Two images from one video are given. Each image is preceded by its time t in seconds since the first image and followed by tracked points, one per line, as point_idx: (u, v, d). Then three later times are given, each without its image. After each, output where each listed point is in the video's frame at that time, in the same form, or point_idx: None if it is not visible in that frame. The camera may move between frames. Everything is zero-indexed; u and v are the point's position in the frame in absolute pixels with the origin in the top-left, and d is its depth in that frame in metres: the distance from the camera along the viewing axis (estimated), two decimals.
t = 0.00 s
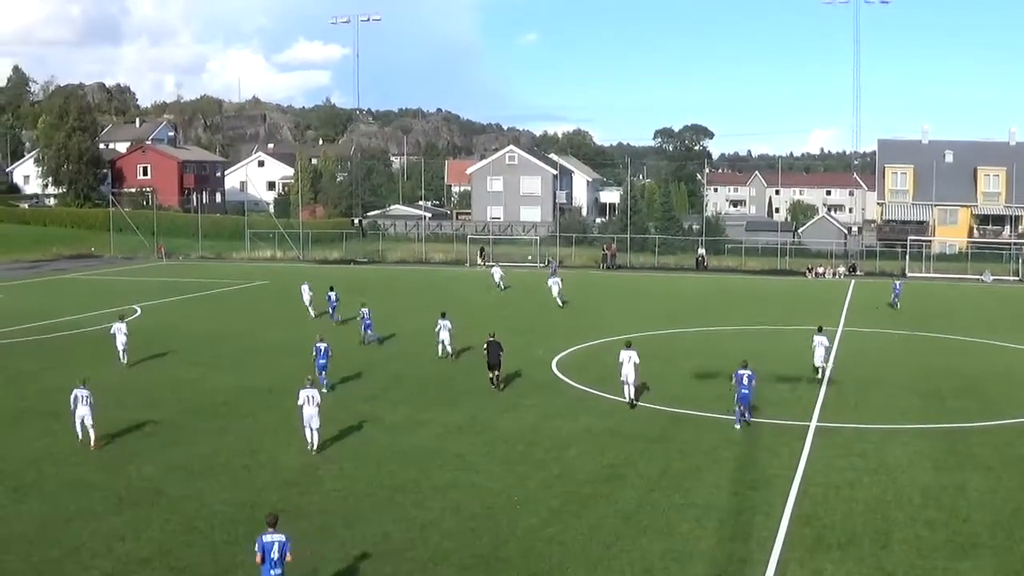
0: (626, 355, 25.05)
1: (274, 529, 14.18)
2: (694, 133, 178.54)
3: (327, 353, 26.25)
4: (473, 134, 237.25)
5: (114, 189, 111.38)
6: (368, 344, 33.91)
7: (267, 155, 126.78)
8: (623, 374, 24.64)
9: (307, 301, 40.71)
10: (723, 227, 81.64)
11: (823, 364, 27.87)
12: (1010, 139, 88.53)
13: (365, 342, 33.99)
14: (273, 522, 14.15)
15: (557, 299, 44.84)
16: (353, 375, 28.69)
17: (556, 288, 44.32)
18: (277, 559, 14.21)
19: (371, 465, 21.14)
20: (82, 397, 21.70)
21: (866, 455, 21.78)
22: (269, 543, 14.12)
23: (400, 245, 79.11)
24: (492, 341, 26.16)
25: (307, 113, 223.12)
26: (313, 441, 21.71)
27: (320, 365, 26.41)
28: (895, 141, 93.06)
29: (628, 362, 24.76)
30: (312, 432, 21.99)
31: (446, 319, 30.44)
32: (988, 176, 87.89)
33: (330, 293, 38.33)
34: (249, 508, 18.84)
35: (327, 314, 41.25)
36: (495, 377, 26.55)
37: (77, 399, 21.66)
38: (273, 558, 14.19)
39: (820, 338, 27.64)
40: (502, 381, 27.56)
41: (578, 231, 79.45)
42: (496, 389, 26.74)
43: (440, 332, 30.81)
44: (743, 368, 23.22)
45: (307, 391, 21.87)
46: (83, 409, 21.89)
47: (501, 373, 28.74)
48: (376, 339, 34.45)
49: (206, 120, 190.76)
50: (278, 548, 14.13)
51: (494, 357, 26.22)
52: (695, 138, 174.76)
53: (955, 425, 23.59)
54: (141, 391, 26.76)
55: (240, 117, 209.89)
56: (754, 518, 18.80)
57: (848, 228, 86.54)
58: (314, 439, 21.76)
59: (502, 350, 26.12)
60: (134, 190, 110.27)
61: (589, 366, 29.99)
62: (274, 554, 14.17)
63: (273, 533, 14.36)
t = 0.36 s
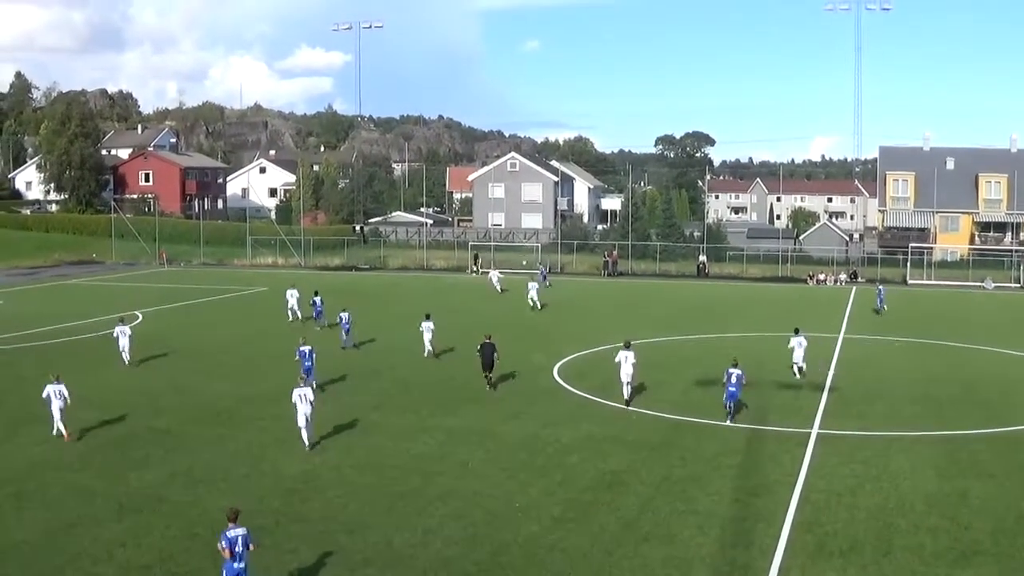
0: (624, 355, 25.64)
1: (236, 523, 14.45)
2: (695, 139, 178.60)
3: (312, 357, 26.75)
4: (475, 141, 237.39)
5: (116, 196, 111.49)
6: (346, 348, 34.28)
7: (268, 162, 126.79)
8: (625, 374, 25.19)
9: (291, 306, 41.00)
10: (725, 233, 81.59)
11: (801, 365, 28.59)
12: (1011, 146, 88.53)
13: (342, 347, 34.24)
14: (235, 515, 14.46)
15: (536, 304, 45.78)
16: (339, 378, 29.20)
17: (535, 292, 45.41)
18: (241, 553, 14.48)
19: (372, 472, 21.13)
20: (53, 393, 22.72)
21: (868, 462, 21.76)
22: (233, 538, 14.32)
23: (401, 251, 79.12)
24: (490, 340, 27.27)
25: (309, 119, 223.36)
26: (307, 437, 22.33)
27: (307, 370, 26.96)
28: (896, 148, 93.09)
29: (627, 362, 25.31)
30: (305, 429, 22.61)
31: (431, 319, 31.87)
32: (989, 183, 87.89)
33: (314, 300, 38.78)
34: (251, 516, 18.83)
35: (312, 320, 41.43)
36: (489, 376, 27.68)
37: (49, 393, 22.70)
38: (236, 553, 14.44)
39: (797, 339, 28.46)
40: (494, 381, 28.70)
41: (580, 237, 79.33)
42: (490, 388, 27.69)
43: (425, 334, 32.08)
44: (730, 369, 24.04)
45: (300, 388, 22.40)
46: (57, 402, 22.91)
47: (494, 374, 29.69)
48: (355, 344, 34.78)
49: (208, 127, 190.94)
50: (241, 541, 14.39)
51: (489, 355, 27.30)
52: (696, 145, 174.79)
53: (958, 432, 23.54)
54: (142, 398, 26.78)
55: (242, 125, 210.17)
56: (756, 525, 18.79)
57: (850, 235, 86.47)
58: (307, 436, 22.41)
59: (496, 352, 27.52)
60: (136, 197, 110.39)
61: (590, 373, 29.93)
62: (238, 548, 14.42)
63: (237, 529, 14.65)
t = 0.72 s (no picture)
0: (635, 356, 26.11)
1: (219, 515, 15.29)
2: (708, 146, 178.41)
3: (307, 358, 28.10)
4: (488, 147, 237.38)
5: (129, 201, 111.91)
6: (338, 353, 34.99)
7: (282, 167, 127.00)
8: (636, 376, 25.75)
9: (288, 309, 42.50)
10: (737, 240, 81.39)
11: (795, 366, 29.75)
12: None
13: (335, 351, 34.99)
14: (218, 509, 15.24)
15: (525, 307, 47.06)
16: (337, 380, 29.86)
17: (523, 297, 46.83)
18: (221, 544, 15.28)
19: (384, 477, 21.11)
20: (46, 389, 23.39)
21: (881, 470, 21.67)
22: (213, 527, 15.24)
23: (414, 258, 79.17)
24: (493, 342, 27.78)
25: (322, 125, 223.89)
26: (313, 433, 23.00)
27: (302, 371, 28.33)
28: (910, 155, 93.01)
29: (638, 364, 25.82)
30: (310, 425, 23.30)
31: (427, 322, 32.64)
32: (1003, 191, 87.71)
33: (312, 303, 39.65)
34: (263, 521, 18.83)
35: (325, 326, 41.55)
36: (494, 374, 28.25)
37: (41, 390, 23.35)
38: (217, 543, 15.25)
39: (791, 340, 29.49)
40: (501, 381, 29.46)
41: (593, 243, 79.20)
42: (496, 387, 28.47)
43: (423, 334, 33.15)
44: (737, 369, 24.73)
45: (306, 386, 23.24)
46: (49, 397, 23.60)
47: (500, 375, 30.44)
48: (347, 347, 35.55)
49: (221, 133, 191.68)
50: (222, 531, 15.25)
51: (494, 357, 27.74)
52: (709, 151, 174.56)
53: (972, 440, 23.42)
54: (156, 403, 26.83)
55: (256, 130, 210.77)
56: (768, 533, 18.73)
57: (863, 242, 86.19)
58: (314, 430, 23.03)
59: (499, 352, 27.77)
60: (149, 202, 110.75)
61: (604, 380, 29.89)
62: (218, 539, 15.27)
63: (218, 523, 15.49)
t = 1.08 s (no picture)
0: (638, 356, 26.98)
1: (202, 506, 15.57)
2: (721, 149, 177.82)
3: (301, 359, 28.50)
4: (501, 151, 237.46)
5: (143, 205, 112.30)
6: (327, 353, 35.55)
7: (295, 171, 127.12)
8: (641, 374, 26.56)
9: (282, 308, 43.65)
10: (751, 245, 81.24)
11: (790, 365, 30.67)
12: None
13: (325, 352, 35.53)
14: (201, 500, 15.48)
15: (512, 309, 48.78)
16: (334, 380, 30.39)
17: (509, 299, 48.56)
18: (209, 532, 15.65)
19: (396, 480, 21.12)
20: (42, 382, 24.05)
21: (893, 476, 21.62)
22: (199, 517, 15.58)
23: (427, 261, 79.22)
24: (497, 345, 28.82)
25: (335, 129, 224.39)
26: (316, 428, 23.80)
27: (298, 370, 28.77)
28: (925, 160, 93.00)
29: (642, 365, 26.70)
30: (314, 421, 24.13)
31: (425, 321, 33.98)
32: (1017, 196, 87.10)
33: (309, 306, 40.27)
34: (275, 524, 18.85)
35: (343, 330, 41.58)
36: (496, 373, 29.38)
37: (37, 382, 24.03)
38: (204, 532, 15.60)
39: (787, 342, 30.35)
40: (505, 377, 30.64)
41: (607, 247, 79.01)
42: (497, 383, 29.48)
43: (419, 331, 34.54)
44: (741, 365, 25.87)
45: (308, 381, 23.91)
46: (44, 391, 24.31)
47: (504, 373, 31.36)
48: (335, 349, 36.22)
49: (236, 137, 192.32)
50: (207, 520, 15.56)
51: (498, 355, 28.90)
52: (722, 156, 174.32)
53: (985, 447, 23.32)
54: (170, 405, 26.89)
55: (270, 134, 211.53)
56: (780, 538, 18.70)
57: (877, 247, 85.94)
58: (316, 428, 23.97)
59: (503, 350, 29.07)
60: (163, 205, 111.12)
61: (616, 384, 29.86)
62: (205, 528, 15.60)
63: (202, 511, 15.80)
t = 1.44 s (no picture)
0: (651, 354, 27.11)
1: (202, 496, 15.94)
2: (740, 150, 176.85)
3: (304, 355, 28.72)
4: (519, 151, 237.59)
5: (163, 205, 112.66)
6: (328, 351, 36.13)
7: (314, 171, 127.14)
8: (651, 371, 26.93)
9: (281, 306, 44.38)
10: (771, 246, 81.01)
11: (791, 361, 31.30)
12: None
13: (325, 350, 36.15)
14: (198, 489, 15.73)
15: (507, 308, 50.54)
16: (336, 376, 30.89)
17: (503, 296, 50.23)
18: (203, 522, 16.02)
19: (415, 480, 21.12)
20: (45, 373, 25.48)
21: (913, 477, 21.53)
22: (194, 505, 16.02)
23: (446, 262, 79.25)
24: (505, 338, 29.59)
25: (354, 130, 224.91)
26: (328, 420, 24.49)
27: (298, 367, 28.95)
28: (945, 163, 93.24)
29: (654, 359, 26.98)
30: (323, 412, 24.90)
31: (427, 317, 34.94)
32: None
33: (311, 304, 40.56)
34: (294, 524, 18.88)
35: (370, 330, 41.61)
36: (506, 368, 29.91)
37: (41, 374, 25.44)
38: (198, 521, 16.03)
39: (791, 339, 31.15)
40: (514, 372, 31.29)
41: (626, 248, 78.91)
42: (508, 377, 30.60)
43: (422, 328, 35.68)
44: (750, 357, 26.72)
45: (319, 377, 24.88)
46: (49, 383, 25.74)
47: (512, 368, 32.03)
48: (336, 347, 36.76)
49: (255, 137, 192.95)
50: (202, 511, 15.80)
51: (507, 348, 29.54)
52: (741, 156, 173.18)
53: (1006, 449, 23.18)
54: (189, 405, 26.94)
55: (289, 134, 212.28)
56: (799, 539, 18.64)
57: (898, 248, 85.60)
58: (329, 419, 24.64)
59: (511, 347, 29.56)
60: (182, 206, 111.44)
61: (636, 384, 29.79)
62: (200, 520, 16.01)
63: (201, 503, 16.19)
